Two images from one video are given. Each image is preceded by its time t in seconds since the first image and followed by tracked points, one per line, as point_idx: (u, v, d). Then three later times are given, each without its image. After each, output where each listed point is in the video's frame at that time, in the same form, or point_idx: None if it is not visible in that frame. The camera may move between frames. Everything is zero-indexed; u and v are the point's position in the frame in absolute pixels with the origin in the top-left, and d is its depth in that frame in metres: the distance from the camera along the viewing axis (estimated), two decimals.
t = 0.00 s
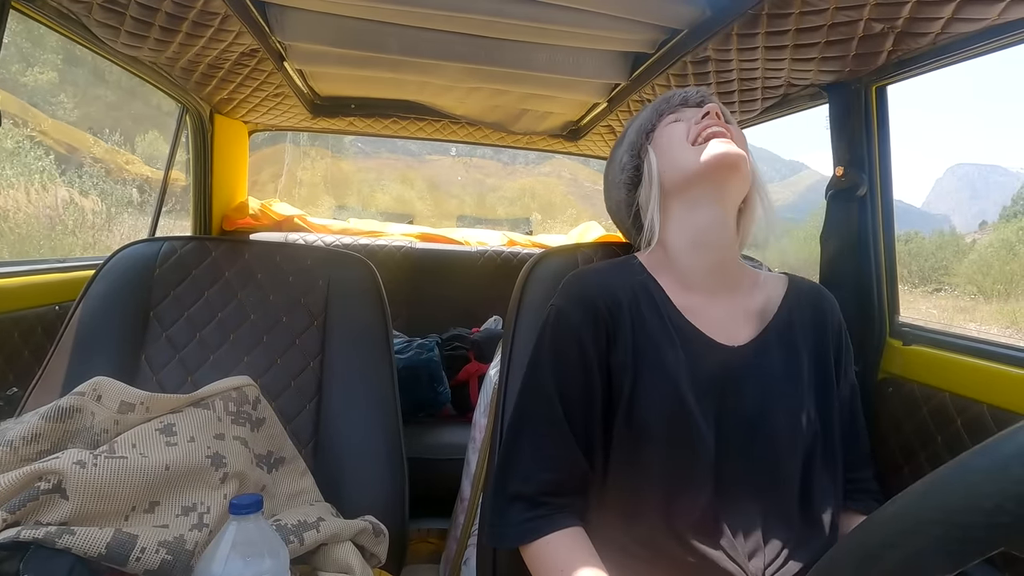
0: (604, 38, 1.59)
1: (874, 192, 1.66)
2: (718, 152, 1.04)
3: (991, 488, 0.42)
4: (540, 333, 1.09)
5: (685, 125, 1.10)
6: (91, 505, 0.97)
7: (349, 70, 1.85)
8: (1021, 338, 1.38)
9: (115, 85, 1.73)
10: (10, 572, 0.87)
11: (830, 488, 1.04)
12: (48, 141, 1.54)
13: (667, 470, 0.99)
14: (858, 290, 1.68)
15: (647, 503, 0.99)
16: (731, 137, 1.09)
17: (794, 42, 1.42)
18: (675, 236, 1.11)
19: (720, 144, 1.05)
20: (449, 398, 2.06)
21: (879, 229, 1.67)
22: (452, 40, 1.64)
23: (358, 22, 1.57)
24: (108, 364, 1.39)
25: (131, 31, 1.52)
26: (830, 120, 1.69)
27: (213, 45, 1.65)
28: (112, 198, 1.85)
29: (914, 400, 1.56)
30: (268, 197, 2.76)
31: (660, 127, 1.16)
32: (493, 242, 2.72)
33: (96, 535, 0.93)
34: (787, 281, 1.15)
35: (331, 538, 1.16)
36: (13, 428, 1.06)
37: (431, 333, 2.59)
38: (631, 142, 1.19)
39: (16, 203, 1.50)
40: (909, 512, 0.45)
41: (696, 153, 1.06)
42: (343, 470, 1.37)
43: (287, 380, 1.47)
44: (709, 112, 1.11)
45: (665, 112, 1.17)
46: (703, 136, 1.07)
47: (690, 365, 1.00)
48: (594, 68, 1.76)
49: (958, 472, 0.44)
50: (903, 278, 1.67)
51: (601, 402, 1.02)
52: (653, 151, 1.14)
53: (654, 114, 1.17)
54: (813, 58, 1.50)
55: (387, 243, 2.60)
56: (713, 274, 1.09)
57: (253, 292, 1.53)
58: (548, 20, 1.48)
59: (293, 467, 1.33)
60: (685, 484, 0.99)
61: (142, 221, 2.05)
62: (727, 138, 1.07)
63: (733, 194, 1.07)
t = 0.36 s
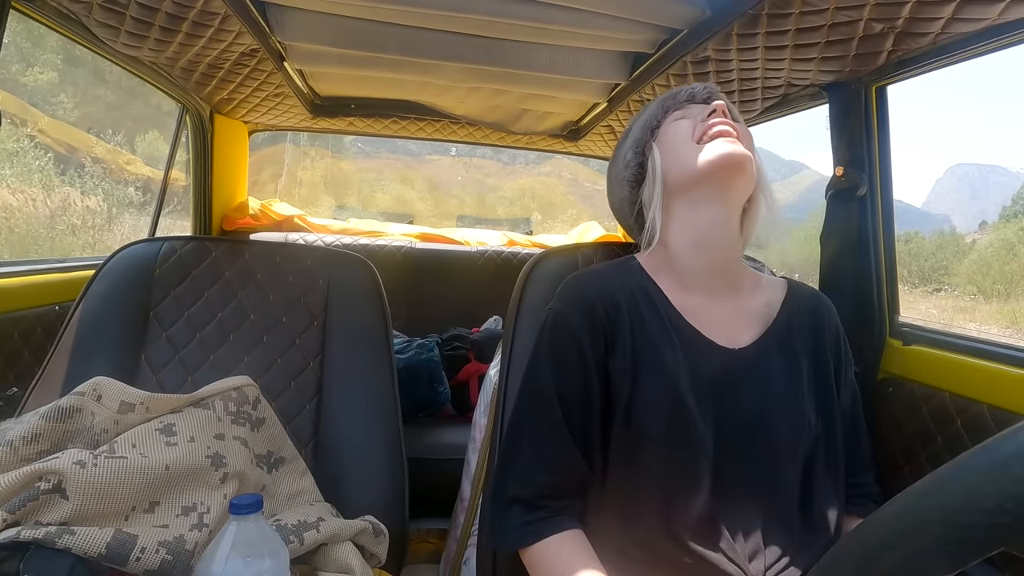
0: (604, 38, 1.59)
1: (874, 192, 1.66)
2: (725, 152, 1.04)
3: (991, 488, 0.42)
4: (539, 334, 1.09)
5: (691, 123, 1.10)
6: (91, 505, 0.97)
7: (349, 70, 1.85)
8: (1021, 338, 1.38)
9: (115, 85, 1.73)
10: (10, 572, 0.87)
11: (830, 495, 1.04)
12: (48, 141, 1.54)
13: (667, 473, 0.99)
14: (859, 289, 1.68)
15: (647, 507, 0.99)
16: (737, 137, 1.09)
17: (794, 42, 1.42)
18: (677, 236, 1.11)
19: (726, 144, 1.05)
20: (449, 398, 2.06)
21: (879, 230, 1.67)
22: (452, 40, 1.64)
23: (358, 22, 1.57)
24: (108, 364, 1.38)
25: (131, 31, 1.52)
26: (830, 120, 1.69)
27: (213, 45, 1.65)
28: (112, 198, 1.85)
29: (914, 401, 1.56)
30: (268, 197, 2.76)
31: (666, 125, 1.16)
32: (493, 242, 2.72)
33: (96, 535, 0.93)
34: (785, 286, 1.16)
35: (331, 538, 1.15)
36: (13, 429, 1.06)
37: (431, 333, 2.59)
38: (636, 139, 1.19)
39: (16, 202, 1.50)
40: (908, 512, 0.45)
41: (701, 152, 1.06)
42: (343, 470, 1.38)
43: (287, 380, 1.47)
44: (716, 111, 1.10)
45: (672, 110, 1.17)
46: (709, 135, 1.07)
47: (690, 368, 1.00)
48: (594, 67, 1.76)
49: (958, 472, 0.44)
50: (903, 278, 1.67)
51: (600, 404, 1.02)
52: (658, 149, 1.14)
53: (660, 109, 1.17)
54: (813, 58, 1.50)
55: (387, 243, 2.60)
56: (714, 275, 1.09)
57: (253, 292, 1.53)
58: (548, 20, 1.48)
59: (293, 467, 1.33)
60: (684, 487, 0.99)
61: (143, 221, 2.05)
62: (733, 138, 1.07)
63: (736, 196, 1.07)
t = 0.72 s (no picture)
0: (604, 38, 1.58)
1: (874, 192, 1.66)
2: (740, 155, 1.03)
3: (991, 488, 0.42)
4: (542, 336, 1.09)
5: (706, 122, 1.09)
6: (91, 505, 0.97)
7: (349, 70, 1.85)
8: (1021, 338, 1.38)
9: (115, 85, 1.73)
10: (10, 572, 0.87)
11: (835, 495, 1.03)
12: (48, 141, 1.54)
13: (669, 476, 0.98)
14: (859, 289, 1.68)
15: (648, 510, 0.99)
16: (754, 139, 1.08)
17: (794, 42, 1.42)
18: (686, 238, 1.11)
19: (743, 146, 1.04)
20: (449, 398, 2.06)
21: (879, 230, 1.67)
22: (452, 40, 1.64)
23: (357, 22, 1.57)
24: (108, 364, 1.39)
25: (131, 31, 1.52)
26: (831, 120, 1.69)
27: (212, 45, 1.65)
28: (113, 199, 1.86)
29: (914, 401, 1.56)
30: (268, 197, 2.76)
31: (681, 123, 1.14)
32: (493, 242, 2.72)
33: (96, 535, 0.93)
34: (794, 295, 1.16)
35: (331, 538, 1.15)
36: (13, 429, 1.06)
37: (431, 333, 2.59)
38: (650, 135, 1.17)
39: (16, 202, 1.50)
40: (907, 512, 0.45)
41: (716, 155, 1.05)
42: (343, 470, 1.37)
43: (287, 380, 1.47)
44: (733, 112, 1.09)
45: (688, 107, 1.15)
46: (724, 136, 1.06)
47: (693, 373, 1.00)
48: (594, 67, 1.76)
49: (958, 472, 0.44)
50: (903, 279, 1.67)
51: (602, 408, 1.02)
52: (671, 147, 1.13)
53: (676, 107, 1.16)
54: (813, 58, 1.50)
55: (387, 243, 2.60)
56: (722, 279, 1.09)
57: (253, 292, 1.53)
58: (547, 20, 1.48)
59: (293, 467, 1.33)
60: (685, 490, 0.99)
61: (143, 220, 2.05)
62: (749, 141, 1.06)
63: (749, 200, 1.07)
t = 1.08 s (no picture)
0: (603, 38, 1.58)
1: (874, 192, 1.66)
2: (746, 168, 1.00)
3: (991, 487, 0.42)
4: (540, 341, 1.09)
5: (716, 121, 1.06)
6: (91, 505, 0.97)
7: (350, 70, 1.85)
8: (1021, 338, 1.38)
9: (115, 85, 1.73)
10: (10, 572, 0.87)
11: (838, 504, 1.03)
12: (48, 140, 1.54)
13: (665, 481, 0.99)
14: (858, 289, 1.68)
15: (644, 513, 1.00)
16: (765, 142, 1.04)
17: (794, 42, 1.42)
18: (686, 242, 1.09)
19: (750, 159, 1.01)
20: (449, 398, 2.06)
21: (879, 231, 1.67)
22: (452, 39, 1.64)
23: (357, 22, 1.57)
24: (108, 365, 1.38)
25: (131, 31, 1.52)
26: (831, 120, 1.69)
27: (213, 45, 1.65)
28: (113, 199, 1.86)
29: (914, 401, 1.56)
30: (268, 197, 2.76)
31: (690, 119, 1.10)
32: (493, 242, 2.72)
33: (96, 536, 0.93)
34: (796, 295, 1.15)
35: (331, 538, 1.15)
36: (13, 428, 1.06)
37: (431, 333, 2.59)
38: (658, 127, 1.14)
39: (17, 202, 1.50)
40: (908, 512, 0.45)
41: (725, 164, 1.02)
42: (343, 469, 1.38)
43: (287, 380, 1.47)
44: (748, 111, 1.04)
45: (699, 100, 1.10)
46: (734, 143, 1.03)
47: (691, 380, 1.00)
48: (594, 67, 1.75)
49: (958, 472, 0.44)
50: (903, 279, 1.67)
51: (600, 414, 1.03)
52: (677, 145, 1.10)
53: (686, 97, 1.11)
54: (813, 58, 1.50)
55: (388, 243, 2.60)
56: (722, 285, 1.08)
57: (253, 292, 1.53)
58: (547, 20, 1.48)
59: (293, 467, 1.33)
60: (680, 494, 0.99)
61: (143, 221, 2.05)
62: (757, 150, 1.04)
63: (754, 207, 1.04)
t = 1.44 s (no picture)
0: (603, 38, 1.59)
1: (873, 192, 1.66)
2: (753, 191, 0.90)
3: (990, 488, 0.42)
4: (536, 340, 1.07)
5: (729, 128, 0.94)
6: (91, 505, 0.97)
7: (350, 70, 1.85)
8: (1021, 338, 1.38)
9: (115, 85, 1.72)
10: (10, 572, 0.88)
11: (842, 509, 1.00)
12: (48, 140, 1.55)
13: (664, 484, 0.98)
14: (858, 288, 1.69)
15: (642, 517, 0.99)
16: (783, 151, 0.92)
17: (795, 42, 1.42)
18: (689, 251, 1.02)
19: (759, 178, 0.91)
20: (449, 398, 2.06)
21: (879, 231, 1.67)
22: (452, 40, 1.64)
23: (357, 22, 1.57)
24: (108, 365, 1.38)
25: (131, 31, 1.51)
26: (830, 120, 1.69)
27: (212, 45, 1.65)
28: (114, 198, 1.86)
29: (914, 401, 1.56)
30: (268, 197, 2.76)
31: (699, 119, 0.98)
32: (493, 242, 2.72)
33: (96, 535, 0.93)
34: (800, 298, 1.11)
35: (331, 538, 1.15)
36: (14, 428, 1.06)
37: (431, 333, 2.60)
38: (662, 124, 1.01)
39: (17, 202, 1.50)
40: (907, 512, 0.45)
41: (736, 180, 0.91)
42: (343, 469, 1.38)
43: (287, 380, 1.47)
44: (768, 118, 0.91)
45: (711, 96, 0.97)
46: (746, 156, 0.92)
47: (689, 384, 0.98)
48: (594, 67, 1.76)
49: (957, 472, 0.44)
50: (903, 279, 1.67)
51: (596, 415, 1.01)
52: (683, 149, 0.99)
53: (696, 95, 0.97)
54: (813, 58, 1.50)
55: (387, 243, 2.60)
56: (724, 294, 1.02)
57: (253, 292, 1.53)
58: (547, 20, 1.48)
59: (293, 467, 1.33)
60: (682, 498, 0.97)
61: (144, 221, 2.05)
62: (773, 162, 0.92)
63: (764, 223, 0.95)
